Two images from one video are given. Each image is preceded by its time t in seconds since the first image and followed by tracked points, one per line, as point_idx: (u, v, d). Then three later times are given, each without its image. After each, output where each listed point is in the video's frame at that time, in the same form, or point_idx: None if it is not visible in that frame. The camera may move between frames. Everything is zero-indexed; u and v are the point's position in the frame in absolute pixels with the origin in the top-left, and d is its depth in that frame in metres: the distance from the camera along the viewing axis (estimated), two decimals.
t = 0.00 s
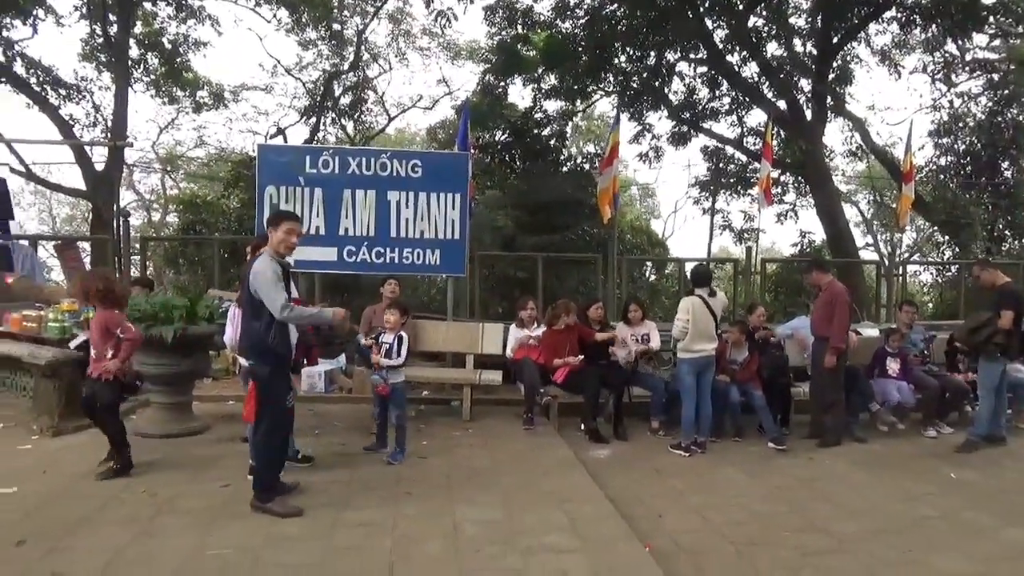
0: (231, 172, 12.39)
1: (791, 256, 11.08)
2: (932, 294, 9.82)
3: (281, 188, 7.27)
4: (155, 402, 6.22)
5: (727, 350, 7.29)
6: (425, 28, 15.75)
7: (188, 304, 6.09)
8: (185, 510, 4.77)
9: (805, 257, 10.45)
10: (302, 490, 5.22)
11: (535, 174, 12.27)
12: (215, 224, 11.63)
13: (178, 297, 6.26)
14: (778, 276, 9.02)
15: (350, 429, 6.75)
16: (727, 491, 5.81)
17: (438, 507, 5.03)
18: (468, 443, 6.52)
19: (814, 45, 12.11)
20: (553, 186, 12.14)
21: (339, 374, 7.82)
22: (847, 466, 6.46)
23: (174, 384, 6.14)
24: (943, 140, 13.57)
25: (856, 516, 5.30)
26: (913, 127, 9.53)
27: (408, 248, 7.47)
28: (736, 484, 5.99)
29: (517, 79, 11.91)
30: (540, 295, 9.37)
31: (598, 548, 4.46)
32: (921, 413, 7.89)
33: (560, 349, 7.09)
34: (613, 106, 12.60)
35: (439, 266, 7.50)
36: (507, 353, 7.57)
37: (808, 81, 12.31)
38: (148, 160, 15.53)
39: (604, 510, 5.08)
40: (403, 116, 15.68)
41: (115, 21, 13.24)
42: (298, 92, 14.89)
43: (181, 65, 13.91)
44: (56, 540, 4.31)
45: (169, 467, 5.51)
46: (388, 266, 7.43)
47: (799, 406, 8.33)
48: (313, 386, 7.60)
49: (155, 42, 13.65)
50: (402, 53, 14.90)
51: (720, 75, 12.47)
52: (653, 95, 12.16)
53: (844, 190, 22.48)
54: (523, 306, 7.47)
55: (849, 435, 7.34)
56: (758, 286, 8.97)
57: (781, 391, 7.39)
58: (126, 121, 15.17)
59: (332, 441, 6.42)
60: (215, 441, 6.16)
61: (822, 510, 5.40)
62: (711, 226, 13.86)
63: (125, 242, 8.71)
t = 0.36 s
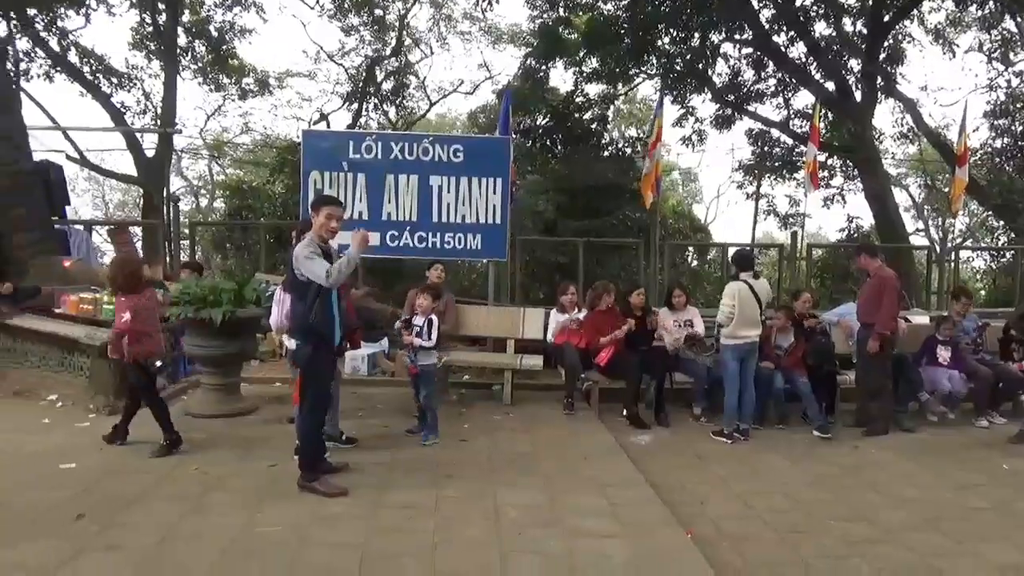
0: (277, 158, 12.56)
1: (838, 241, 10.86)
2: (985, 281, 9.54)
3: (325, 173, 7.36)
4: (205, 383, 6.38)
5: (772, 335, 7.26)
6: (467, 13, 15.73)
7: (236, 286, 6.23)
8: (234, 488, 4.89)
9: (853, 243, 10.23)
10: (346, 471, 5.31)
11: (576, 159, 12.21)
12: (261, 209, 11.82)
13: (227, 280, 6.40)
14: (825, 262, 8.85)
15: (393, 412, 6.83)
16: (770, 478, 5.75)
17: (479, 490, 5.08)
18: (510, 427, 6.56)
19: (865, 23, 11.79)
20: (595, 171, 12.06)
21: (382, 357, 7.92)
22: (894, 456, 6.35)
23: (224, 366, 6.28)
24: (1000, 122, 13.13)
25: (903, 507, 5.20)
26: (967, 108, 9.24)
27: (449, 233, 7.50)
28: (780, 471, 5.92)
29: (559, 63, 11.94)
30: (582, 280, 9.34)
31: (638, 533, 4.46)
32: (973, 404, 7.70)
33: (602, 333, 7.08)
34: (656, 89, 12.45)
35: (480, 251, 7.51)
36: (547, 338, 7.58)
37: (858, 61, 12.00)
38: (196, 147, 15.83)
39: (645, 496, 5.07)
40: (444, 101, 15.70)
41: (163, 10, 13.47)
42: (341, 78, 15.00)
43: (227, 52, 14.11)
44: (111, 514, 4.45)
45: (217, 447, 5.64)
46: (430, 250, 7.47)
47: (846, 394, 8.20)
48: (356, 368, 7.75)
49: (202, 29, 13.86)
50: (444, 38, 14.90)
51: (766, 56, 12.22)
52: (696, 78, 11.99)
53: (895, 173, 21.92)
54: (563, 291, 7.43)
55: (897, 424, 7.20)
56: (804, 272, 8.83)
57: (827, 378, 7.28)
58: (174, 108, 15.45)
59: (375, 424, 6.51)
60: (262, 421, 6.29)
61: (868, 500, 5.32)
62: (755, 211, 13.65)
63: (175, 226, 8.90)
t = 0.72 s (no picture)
0: (321, 152, 12.71)
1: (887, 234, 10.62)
2: None
3: (369, 166, 7.45)
4: (252, 372, 6.51)
5: (818, 330, 7.10)
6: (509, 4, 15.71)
7: (283, 278, 6.35)
8: (280, 475, 5.00)
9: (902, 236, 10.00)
10: (390, 459, 5.39)
11: (618, 152, 12.14)
12: (305, 201, 11.99)
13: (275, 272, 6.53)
14: (872, 256, 8.69)
15: (434, 403, 6.89)
16: (815, 475, 5.68)
17: (520, 481, 5.11)
18: (551, 419, 6.58)
19: (917, 10, 11.48)
20: (637, 163, 11.96)
21: (424, 348, 7.99)
22: (944, 454, 6.22)
23: (271, 356, 6.39)
24: None
25: (953, 506, 5.10)
26: None
27: (491, 225, 7.52)
28: (825, 468, 5.85)
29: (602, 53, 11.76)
30: (623, 274, 9.31)
31: (681, 527, 4.45)
32: None
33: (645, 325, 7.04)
34: (700, 79, 12.30)
35: (522, 243, 7.52)
36: (589, 331, 7.57)
37: (909, 48, 11.71)
38: (243, 140, 16.11)
39: (686, 490, 5.05)
40: (486, 93, 15.73)
41: (212, 6, 13.72)
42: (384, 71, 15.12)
43: (274, 47, 14.32)
44: (164, 498, 4.59)
45: (264, 434, 5.77)
46: (472, 242, 7.51)
47: (894, 391, 8.04)
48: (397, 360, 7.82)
49: (249, 25, 14.08)
50: (486, 30, 14.92)
51: (814, 45, 11.99)
52: (742, 68, 11.79)
53: (947, 164, 21.34)
54: (603, 282, 7.43)
55: (947, 421, 7.05)
56: (851, 266, 8.65)
57: (874, 373, 7.16)
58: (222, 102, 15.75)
59: (418, 414, 6.58)
60: (308, 410, 6.41)
61: (916, 499, 5.23)
62: (801, 203, 13.42)
63: (223, 219, 9.09)
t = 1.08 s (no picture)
0: (350, 149, 12.80)
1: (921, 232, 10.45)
2: None
3: (397, 163, 7.50)
4: (282, 367, 6.58)
5: (849, 329, 7.04)
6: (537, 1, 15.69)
7: (312, 275, 6.42)
8: (309, 469, 5.06)
9: (937, 233, 9.84)
10: (418, 455, 5.42)
11: (646, 149, 12.08)
12: (334, 198, 12.09)
13: (304, 269, 6.59)
14: (905, 254, 8.56)
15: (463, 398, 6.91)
16: (845, 476, 5.62)
17: (547, 478, 5.12)
18: (578, 416, 6.57)
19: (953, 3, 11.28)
20: (666, 160, 11.87)
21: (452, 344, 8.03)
22: (979, 456, 6.12)
23: (301, 351, 6.46)
24: None
25: (988, 508, 5.03)
26: None
27: (519, 222, 7.53)
28: (856, 468, 5.79)
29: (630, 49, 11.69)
30: (651, 271, 9.27)
31: (709, 526, 4.44)
32: None
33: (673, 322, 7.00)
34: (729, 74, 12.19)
35: (549, 240, 7.52)
36: (616, 329, 7.55)
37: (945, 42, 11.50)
38: (273, 138, 16.27)
39: (715, 489, 5.02)
40: (514, 90, 15.72)
41: (244, 5, 13.86)
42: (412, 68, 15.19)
43: (304, 46, 14.45)
44: (197, 490, 4.67)
45: (294, 428, 5.83)
46: (500, 240, 7.52)
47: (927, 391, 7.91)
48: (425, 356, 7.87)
49: (280, 24, 14.21)
50: (514, 27, 14.91)
51: (846, 39, 11.83)
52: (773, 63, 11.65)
53: (982, 160, 20.93)
54: (632, 279, 7.42)
55: (982, 422, 6.93)
56: (884, 263, 8.52)
57: (906, 373, 7.06)
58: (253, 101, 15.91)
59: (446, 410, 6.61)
60: (337, 406, 6.47)
61: (950, 500, 5.16)
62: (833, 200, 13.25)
63: (254, 216, 9.20)
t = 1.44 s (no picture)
0: (382, 147, 12.88)
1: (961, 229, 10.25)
2: None
3: (430, 160, 7.55)
4: (317, 362, 6.65)
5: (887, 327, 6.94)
6: None
7: (345, 271, 6.48)
8: (343, 464, 5.11)
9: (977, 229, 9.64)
10: (450, 451, 5.45)
11: (678, 145, 11.99)
12: (367, 196, 12.18)
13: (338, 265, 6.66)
14: (944, 251, 8.40)
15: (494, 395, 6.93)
16: (882, 476, 5.54)
17: (579, 475, 5.12)
18: (610, 414, 6.56)
19: None
20: (699, 156, 11.75)
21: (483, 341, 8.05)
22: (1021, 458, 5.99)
23: (335, 347, 6.52)
24: None
25: None
26: None
27: (551, 219, 7.52)
28: (892, 469, 5.70)
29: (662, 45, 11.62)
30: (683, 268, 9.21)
31: (743, 526, 4.41)
32: None
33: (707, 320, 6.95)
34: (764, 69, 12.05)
35: (581, 237, 7.50)
36: (648, 326, 7.51)
37: (986, 34, 11.26)
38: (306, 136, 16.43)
39: (748, 488, 4.98)
40: (545, 87, 15.70)
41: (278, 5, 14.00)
42: (444, 65, 15.23)
43: (337, 44, 14.56)
44: (233, 483, 4.74)
45: (328, 423, 5.89)
46: (531, 236, 7.52)
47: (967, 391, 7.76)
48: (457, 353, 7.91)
49: (313, 22, 14.34)
50: (545, 24, 14.88)
51: (884, 32, 11.62)
52: (809, 57, 11.47)
53: None
54: (666, 277, 7.39)
55: None
56: (922, 260, 8.37)
57: (946, 374, 6.94)
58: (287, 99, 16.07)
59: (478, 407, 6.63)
60: (370, 401, 6.53)
61: (990, 503, 5.06)
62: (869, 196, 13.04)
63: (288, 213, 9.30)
